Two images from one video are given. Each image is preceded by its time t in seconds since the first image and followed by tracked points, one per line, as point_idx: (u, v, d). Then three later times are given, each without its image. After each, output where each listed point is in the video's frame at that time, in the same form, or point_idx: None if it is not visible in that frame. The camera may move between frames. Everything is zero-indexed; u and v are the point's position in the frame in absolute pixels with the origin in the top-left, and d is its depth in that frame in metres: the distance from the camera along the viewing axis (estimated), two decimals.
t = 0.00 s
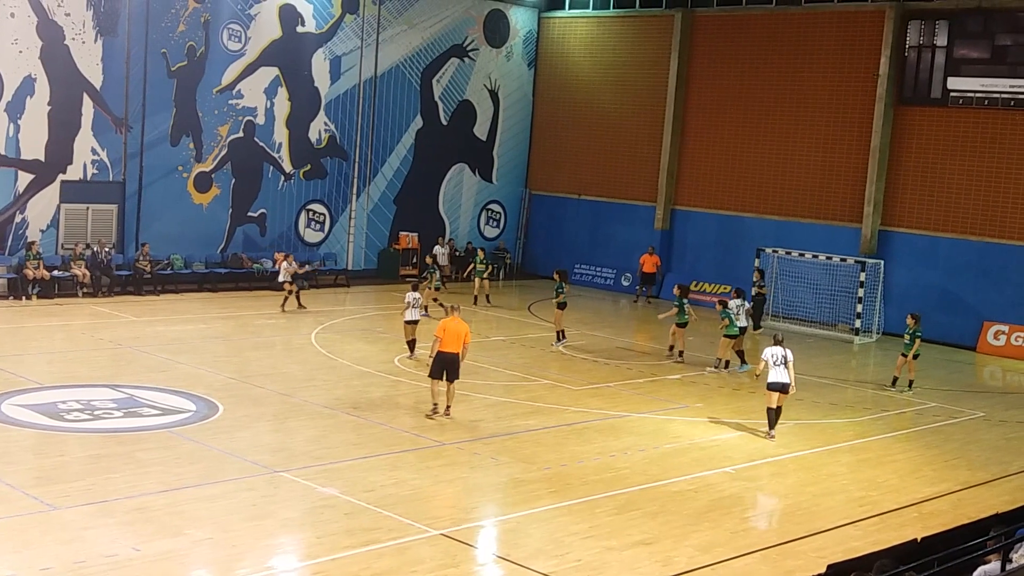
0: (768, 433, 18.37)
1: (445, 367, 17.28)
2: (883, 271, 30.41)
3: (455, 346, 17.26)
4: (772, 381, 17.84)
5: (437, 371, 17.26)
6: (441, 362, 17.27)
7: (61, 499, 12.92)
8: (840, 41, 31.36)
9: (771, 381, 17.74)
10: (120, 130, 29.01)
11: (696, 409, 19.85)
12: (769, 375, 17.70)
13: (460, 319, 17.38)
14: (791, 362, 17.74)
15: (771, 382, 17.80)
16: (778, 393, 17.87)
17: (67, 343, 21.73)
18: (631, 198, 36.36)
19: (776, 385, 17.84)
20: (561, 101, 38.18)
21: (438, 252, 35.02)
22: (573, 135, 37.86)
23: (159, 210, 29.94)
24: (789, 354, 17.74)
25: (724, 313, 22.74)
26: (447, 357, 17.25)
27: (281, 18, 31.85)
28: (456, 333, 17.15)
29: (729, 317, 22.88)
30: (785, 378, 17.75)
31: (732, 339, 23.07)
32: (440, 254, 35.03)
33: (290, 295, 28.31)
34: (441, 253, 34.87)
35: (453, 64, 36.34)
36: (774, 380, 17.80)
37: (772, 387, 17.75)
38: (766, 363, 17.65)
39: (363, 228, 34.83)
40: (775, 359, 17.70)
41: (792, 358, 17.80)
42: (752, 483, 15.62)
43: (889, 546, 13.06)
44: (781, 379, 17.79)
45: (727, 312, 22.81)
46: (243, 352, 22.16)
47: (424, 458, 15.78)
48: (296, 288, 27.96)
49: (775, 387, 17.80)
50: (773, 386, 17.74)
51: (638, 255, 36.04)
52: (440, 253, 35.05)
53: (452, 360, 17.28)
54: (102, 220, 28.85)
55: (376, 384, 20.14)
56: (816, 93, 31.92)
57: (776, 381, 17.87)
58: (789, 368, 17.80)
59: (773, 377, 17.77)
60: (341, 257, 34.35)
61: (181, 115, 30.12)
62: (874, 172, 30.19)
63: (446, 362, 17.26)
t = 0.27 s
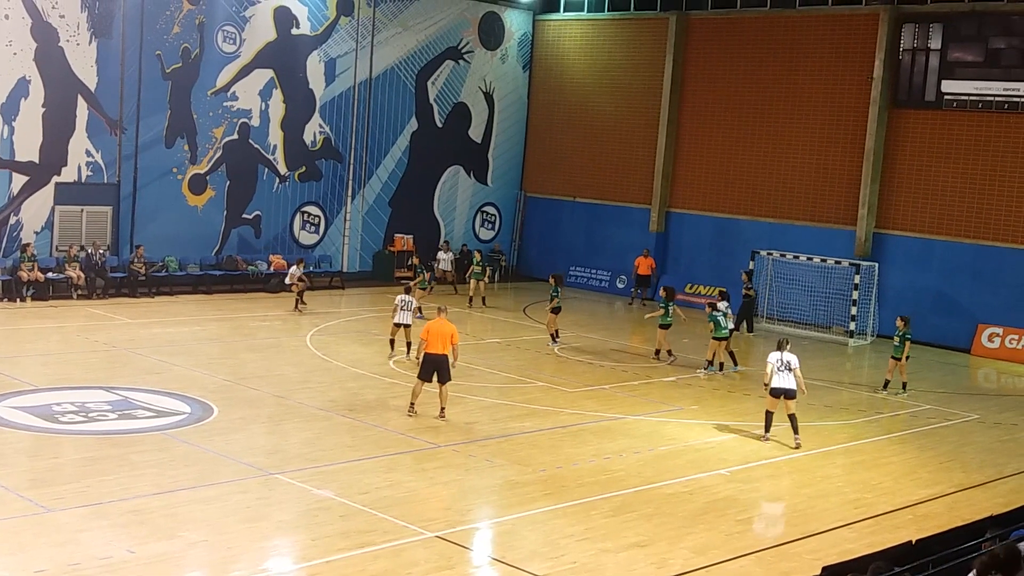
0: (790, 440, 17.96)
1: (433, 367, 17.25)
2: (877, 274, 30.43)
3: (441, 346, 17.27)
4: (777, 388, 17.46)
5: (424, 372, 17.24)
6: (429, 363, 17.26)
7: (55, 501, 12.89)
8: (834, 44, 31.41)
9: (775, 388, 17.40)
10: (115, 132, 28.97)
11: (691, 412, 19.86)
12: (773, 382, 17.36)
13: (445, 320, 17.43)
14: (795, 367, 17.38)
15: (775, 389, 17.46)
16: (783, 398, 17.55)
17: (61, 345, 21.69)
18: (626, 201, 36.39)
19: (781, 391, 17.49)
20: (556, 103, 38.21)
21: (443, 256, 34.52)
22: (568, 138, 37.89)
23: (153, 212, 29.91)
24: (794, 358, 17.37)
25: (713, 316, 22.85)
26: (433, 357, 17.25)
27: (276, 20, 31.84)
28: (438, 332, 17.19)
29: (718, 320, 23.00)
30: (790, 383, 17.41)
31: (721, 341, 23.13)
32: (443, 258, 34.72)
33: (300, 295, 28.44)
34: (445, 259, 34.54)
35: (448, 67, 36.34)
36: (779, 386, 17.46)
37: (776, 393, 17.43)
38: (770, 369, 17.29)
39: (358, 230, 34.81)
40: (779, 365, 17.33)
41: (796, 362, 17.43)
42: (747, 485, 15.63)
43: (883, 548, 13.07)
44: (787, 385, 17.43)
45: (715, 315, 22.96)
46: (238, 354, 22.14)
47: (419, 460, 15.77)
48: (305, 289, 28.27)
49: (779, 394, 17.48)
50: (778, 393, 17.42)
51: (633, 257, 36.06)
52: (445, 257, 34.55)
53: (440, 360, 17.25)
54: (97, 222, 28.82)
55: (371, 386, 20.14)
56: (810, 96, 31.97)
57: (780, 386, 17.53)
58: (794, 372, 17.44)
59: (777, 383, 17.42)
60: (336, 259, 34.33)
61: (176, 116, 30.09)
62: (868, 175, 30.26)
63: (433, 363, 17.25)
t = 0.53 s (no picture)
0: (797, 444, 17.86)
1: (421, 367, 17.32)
2: (877, 273, 30.45)
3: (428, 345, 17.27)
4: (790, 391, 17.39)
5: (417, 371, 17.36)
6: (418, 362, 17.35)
7: (54, 500, 12.89)
8: (834, 44, 31.42)
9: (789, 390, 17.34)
10: (114, 131, 28.97)
11: (691, 411, 19.87)
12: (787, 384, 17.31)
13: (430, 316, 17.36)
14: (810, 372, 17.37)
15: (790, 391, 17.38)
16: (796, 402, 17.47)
17: (60, 344, 21.69)
18: (625, 200, 36.40)
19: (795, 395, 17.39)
20: (555, 103, 38.21)
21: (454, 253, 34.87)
22: (568, 137, 37.89)
23: (153, 211, 29.91)
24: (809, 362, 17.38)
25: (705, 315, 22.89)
26: (420, 356, 17.33)
27: (276, 19, 31.83)
28: (423, 331, 17.17)
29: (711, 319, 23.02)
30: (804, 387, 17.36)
31: (715, 338, 23.15)
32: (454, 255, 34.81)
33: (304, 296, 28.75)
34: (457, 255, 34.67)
35: (448, 66, 36.34)
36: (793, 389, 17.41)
37: (790, 396, 17.34)
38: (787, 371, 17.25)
39: (358, 229, 34.81)
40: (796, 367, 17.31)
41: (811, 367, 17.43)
42: (746, 484, 15.64)
43: (882, 547, 13.08)
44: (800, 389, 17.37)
45: (707, 314, 22.98)
46: (237, 353, 22.14)
47: (418, 459, 15.78)
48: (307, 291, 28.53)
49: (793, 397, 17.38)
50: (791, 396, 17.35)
51: (632, 257, 36.05)
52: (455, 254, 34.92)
53: (425, 359, 17.29)
54: (96, 221, 28.82)
55: (370, 385, 20.14)
56: (810, 96, 31.97)
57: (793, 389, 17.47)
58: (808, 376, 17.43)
59: (791, 386, 17.36)
60: (336, 258, 34.33)
61: (176, 115, 30.09)
62: (867, 175, 30.27)
63: (421, 361, 17.34)
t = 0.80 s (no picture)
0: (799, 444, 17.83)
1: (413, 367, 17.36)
2: (877, 273, 30.48)
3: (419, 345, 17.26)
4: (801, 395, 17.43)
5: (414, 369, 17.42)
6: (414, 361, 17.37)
7: (54, 499, 12.89)
8: (834, 44, 31.41)
9: (801, 394, 17.35)
10: (114, 131, 28.96)
11: (690, 411, 19.87)
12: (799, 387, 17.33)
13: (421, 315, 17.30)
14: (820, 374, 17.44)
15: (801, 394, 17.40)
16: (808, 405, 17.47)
17: (60, 343, 21.69)
18: (625, 200, 36.39)
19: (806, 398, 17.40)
20: (555, 103, 38.21)
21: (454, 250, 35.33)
22: (567, 137, 37.89)
23: (153, 211, 29.91)
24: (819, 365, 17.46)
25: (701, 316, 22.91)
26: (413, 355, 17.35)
27: (276, 18, 31.81)
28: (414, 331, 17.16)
29: (706, 319, 23.04)
30: (815, 391, 17.41)
31: (711, 338, 23.16)
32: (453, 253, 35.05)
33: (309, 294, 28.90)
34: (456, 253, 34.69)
35: (448, 65, 36.33)
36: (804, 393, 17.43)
37: (802, 400, 17.35)
38: (797, 374, 17.27)
39: (358, 228, 34.80)
40: (806, 370, 17.37)
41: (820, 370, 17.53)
42: (746, 484, 15.64)
43: (882, 547, 13.08)
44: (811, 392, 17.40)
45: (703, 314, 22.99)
46: (237, 353, 22.13)
47: (418, 459, 15.78)
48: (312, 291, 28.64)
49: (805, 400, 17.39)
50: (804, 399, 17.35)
51: (632, 256, 36.04)
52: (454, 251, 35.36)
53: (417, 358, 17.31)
54: (96, 220, 28.81)
55: (370, 385, 20.14)
56: (810, 96, 31.97)
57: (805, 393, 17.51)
58: (818, 379, 17.52)
59: (803, 389, 17.39)
60: (336, 258, 34.33)
61: (176, 115, 30.08)
62: (867, 175, 30.26)
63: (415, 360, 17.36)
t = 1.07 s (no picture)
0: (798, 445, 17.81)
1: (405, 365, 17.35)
2: (873, 271, 30.54)
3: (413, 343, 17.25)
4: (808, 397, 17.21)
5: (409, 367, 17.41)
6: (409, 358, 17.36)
7: (50, 497, 12.88)
8: (831, 42, 31.41)
9: (807, 396, 17.15)
10: (111, 128, 28.94)
11: (687, 409, 19.88)
12: (804, 389, 17.13)
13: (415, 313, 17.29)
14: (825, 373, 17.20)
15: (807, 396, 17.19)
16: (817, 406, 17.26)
17: (56, 341, 21.68)
18: (622, 198, 36.40)
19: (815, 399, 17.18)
20: (552, 101, 38.20)
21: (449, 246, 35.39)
22: (564, 135, 37.89)
23: (150, 208, 29.90)
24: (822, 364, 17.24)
25: (696, 315, 22.91)
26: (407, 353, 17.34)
27: (273, 16, 31.79)
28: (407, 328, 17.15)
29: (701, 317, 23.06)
30: (822, 390, 17.18)
31: (707, 336, 23.16)
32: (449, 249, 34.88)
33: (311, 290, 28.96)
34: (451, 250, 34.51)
35: (445, 63, 36.31)
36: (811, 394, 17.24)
37: (809, 401, 17.14)
38: (799, 375, 17.09)
39: (354, 226, 34.79)
40: (808, 371, 17.17)
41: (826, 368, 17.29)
42: (742, 482, 15.65)
43: (878, 546, 13.09)
44: (818, 392, 17.16)
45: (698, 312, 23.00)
46: (233, 351, 22.13)
47: (414, 457, 15.78)
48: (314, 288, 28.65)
49: (813, 401, 17.17)
50: (811, 401, 17.13)
51: (629, 254, 36.05)
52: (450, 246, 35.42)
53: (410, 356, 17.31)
54: (93, 218, 28.79)
55: (367, 383, 20.14)
56: (807, 94, 31.97)
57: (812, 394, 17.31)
58: (825, 379, 17.27)
59: (808, 390, 17.19)
60: (333, 255, 34.33)
61: (173, 112, 30.05)
62: (864, 173, 30.27)
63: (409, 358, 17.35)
